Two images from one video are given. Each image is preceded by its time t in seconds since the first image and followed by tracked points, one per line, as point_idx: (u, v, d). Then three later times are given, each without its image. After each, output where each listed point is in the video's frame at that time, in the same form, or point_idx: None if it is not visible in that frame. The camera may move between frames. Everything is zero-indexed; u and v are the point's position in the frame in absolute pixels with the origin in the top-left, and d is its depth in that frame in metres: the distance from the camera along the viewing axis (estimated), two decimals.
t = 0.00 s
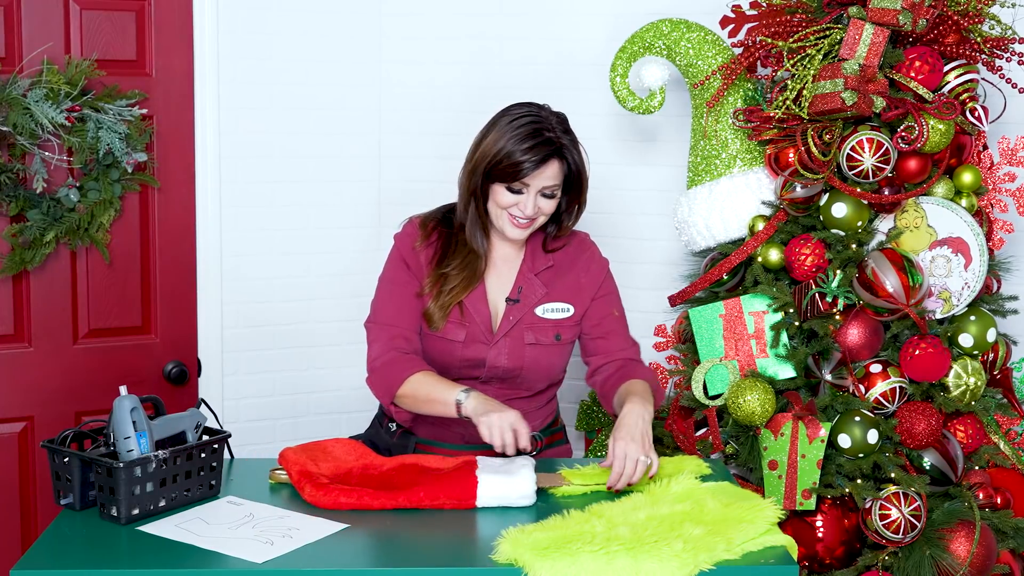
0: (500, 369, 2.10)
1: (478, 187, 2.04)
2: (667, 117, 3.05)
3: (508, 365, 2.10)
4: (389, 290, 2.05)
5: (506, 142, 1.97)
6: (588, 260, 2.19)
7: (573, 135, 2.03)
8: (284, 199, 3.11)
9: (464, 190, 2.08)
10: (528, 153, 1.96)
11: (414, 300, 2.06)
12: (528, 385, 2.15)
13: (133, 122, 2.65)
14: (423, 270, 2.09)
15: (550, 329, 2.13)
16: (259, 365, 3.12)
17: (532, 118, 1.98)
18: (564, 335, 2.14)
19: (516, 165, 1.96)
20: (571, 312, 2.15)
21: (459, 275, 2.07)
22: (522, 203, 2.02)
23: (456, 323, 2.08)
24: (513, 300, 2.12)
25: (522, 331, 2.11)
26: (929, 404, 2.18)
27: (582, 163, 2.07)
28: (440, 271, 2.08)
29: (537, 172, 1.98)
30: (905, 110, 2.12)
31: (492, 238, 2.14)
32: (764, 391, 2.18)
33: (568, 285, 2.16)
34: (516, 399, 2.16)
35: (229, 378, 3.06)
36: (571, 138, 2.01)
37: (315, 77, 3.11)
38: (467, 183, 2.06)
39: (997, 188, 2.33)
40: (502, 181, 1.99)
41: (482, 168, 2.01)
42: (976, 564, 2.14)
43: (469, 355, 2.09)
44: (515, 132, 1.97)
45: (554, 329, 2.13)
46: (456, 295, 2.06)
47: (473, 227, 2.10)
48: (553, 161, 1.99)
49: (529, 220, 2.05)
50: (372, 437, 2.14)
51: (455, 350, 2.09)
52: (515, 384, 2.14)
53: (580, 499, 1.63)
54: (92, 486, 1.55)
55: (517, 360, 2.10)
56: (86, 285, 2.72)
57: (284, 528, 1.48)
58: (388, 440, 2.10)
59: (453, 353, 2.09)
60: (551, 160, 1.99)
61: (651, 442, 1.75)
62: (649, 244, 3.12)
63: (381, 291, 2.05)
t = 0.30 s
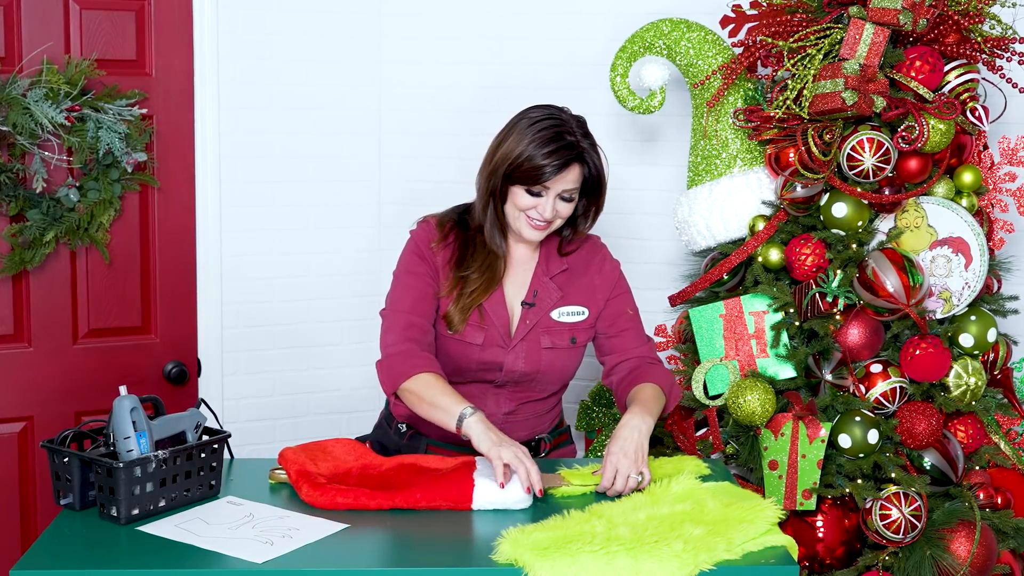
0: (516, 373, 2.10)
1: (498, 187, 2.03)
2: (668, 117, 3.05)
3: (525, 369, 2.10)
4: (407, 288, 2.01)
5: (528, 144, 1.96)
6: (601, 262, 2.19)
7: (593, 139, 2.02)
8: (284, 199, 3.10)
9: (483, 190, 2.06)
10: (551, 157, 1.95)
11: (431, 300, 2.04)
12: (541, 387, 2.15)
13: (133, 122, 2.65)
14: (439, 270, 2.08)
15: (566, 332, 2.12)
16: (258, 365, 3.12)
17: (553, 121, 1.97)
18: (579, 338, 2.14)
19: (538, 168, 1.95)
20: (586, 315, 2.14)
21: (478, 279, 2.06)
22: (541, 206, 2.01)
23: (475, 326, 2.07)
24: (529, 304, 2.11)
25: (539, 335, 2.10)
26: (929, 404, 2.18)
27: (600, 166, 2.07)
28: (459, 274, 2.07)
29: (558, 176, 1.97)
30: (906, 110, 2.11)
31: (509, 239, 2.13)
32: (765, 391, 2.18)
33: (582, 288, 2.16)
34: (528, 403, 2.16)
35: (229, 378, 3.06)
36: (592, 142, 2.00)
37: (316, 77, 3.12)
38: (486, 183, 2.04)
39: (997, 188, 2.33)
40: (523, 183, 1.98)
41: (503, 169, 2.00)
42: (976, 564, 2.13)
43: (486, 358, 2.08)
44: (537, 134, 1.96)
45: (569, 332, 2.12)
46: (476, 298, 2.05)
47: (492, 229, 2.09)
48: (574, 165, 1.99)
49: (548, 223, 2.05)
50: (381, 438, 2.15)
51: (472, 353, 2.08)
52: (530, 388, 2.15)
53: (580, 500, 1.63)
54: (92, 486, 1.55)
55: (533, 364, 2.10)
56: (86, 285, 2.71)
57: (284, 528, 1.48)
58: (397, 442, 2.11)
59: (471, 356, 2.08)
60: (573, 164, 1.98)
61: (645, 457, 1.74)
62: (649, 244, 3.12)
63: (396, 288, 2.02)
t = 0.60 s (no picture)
0: (514, 375, 2.10)
1: (499, 183, 2.03)
2: (668, 117, 3.05)
3: (523, 371, 2.10)
4: (405, 289, 2.00)
5: (531, 140, 1.96)
6: (600, 264, 2.20)
7: (596, 140, 2.02)
8: (283, 199, 3.10)
9: (484, 186, 2.06)
10: (553, 153, 1.95)
11: (429, 302, 2.03)
12: (538, 389, 2.15)
13: (133, 122, 2.65)
14: (437, 271, 2.07)
15: (565, 334, 2.12)
16: (258, 365, 3.12)
17: (558, 120, 1.98)
18: (578, 340, 2.14)
19: (539, 164, 1.95)
20: (584, 317, 2.14)
21: (478, 277, 2.05)
22: (542, 203, 2.01)
23: (473, 327, 2.07)
24: (528, 305, 2.11)
25: (537, 337, 2.10)
26: (929, 404, 2.17)
27: (602, 167, 2.07)
28: (459, 274, 2.06)
29: (560, 173, 1.97)
30: (906, 109, 2.11)
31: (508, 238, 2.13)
32: (765, 391, 2.18)
33: (581, 290, 2.16)
34: (528, 404, 2.17)
35: (229, 378, 3.06)
36: (594, 142, 2.01)
37: (315, 77, 3.12)
38: (488, 179, 2.04)
39: (998, 188, 2.33)
40: (524, 179, 1.98)
41: (505, 165, 2.00)
42: (977, 564, 2.13)
43: (484, 360, 2.08)
44: (541, 131, 1.96)
45: (568, 334, 2.12)
46: (476, 296, 2.04)
47: (491, 227, 2.08)
48: (575, 164, 1.99)
49: (547, 222, 2.04)
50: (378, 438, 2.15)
51: (471, 355, 2.07)
52: (526, 389, 2.15)
53: (580, 500, 1.63)
54: (92, 486, 1.55)
55: (532, 365, 2.10)
56: (85, 285, 2.71)
57: (284, 529, 1.48)
58: (394, 444, 2.10)
59: (469, 357, 2.08)
60: (574, 163, 1.98)
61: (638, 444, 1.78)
62: (649, 245, 3.12)
63: (394, 288, 2.01)
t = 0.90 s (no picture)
0: (506, 375, 2.10)
1: (483, 182, 2.02)
2: (669, 117, 3.05)
3: (514, 370, 2.11)
4: (394, 293, 2.00)
5: (514, 137, 1.96)
6: (585, 260, 2.19)
7: (579, 135, 2.03)
8: (283, 199, 3.10)
9: (467, 185, 2.06)
10: (536, 149, 1.95)
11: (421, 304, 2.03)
12: (529, 387, 2.16)
13: (133, 122, 2.65)
14: (427, 273, 2.06)
15: (554, 331, 2.12)
16: (258, 365, 3.11)
17: (540, 116, 1.98)
18: (567, 337, 2.14)
19: (523, 161, 1.95)
20: (572, 314, 2.14)
21: (466, 277, 2.04)
22: (526, 200, 2.01)
23: (463, 328, 2.07)
24: (516, 304, 2.10)
25: (527, 336, 2.10)
26: (929, 404, 2.17)
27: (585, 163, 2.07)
28: (447, 274, 2.05)
29: (544, 169, 1.97)
30: (906, 109, 2.11)
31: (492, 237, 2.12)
32: (765, 391, 2.18)
33: (567, 287, 2.15)
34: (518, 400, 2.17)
35: (229, 378, 3.05)
36: (577, 137, 2.01)
37: (315, 77, 3.11)
38: (471, 178, 2.04)
39: (998, 188, 2.33)
40: (508, 177, 1.98)
41: (488, 163, 1.99)
42: (977, 564, 2.13)
43: (476, 361, 2.08)
44: (523, 127, 1.96)
45: (557, 332, 2.13)
46: (464, 296, 2.04)
47: (476, 226, 2.08)
48: (559, 160, 1.99)
49: (532, 219, 2.04)
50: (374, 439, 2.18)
51: (462, 356, 2.08)
52: (518, 387, 2.15)
53: (580, 500, 1.63)
54: (92, 486, 1.55)
55: (523, 364, 2.11)
56: (85, 286, 2.71)
57: (284, 529, 1.47)
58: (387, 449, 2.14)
59: (460, 358, 2.08)
60: (558, 159, 1.99)
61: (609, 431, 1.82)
62: (649, 244, 3.12)
63: (382, 294, 2.00)
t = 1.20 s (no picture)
0: (502, 376, 2.10)
1: (477, 186, 2.01)
2: (669, 117, 3.04)
3: (509, 371, 2.10)
4: (388, 300, 1.98)
5: (508, 142, 1.94)
6: (575, 258, 2.20)
7: (570, 134, 2.02)
8: (283, 199, 3.10)
9: (459, 188, 2.04)
10: (531, 154, 1.94)
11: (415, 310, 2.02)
12: (524, 387, 2.15)
13: (133, 122, 2.65)
14: (420, 279, 2.04)
15: (548, 331, 2.13)
16: (258, 365, 3.11)
17: (531, 118, 1.97)
18: (561, 336, 2.15)
19: (518, 166, 1.94)
20: (565, 312, 2.15)
21: (459, 280, 2.04)
22: (522, 203, 2.00)
23: (459, 332, 2.06)
24: (509, 306, 2.11)
25: (522, 336, 2.10)
26: (930, 404, 2.17)
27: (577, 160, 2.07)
28: (441, 279, 2.05)
29: (539, 172, 1.96)
30: (907, 109, 2.11)
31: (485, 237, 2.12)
32: (765, 391, 2.18)
33: (559, 285, 2.16)
34: (516, 400, 2.17)
35: (229, 378, 3.05)
36: (569, 137, 2.00)
37: (315, 77, 3.11)
38: (464, 182, 2.02)
39: (999, 187, 2.32)
40: (503, 181, 1.97)
41: (482, 168, 1.98)
42: (977, 564, 2.13)
43: (472, 364, 2.08)
44: (516, 131, 1.94)
45: (551, 331, 2.13)
46: (459, 300, 2.03)
47: (469, 229, 2.07)
48: (553, 161, 1.98)
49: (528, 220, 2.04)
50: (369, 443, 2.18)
51: (458, 360, 2.07)
52: (515, 387, 2.15)
53: (580, 501, 1.62)
54: (92, 486, 1.55)
55: (519, 365, 2.10)
56: (85, 286, 2.71)
57: (284, 529, 1.47)
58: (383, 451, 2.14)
59: (457, 362, 2.07)
60: (552, 161, 1.98)
61: (642, 457, 1.73)
62: (649, 245, 3.12)
63: (375, 302, 1.99)
